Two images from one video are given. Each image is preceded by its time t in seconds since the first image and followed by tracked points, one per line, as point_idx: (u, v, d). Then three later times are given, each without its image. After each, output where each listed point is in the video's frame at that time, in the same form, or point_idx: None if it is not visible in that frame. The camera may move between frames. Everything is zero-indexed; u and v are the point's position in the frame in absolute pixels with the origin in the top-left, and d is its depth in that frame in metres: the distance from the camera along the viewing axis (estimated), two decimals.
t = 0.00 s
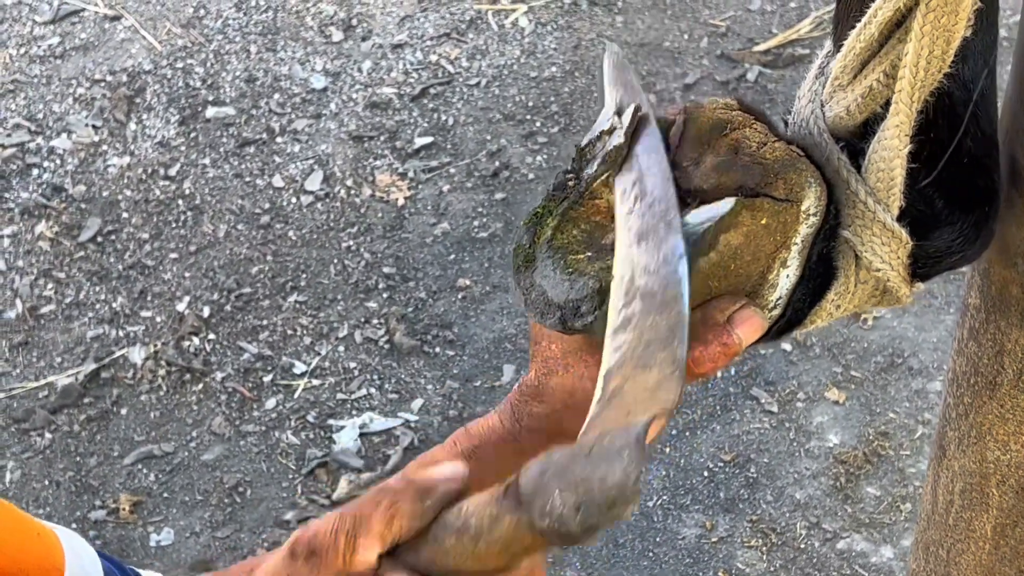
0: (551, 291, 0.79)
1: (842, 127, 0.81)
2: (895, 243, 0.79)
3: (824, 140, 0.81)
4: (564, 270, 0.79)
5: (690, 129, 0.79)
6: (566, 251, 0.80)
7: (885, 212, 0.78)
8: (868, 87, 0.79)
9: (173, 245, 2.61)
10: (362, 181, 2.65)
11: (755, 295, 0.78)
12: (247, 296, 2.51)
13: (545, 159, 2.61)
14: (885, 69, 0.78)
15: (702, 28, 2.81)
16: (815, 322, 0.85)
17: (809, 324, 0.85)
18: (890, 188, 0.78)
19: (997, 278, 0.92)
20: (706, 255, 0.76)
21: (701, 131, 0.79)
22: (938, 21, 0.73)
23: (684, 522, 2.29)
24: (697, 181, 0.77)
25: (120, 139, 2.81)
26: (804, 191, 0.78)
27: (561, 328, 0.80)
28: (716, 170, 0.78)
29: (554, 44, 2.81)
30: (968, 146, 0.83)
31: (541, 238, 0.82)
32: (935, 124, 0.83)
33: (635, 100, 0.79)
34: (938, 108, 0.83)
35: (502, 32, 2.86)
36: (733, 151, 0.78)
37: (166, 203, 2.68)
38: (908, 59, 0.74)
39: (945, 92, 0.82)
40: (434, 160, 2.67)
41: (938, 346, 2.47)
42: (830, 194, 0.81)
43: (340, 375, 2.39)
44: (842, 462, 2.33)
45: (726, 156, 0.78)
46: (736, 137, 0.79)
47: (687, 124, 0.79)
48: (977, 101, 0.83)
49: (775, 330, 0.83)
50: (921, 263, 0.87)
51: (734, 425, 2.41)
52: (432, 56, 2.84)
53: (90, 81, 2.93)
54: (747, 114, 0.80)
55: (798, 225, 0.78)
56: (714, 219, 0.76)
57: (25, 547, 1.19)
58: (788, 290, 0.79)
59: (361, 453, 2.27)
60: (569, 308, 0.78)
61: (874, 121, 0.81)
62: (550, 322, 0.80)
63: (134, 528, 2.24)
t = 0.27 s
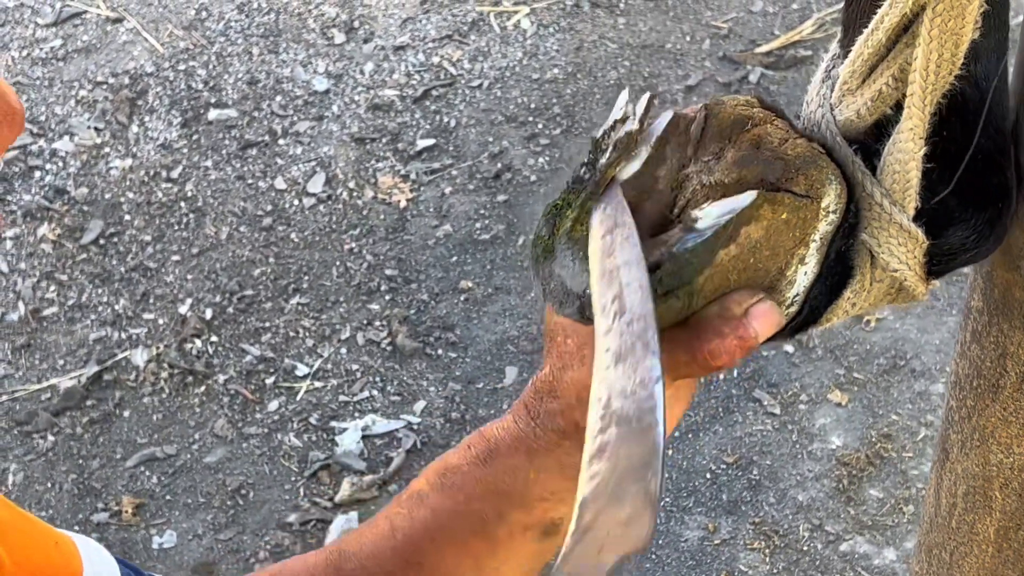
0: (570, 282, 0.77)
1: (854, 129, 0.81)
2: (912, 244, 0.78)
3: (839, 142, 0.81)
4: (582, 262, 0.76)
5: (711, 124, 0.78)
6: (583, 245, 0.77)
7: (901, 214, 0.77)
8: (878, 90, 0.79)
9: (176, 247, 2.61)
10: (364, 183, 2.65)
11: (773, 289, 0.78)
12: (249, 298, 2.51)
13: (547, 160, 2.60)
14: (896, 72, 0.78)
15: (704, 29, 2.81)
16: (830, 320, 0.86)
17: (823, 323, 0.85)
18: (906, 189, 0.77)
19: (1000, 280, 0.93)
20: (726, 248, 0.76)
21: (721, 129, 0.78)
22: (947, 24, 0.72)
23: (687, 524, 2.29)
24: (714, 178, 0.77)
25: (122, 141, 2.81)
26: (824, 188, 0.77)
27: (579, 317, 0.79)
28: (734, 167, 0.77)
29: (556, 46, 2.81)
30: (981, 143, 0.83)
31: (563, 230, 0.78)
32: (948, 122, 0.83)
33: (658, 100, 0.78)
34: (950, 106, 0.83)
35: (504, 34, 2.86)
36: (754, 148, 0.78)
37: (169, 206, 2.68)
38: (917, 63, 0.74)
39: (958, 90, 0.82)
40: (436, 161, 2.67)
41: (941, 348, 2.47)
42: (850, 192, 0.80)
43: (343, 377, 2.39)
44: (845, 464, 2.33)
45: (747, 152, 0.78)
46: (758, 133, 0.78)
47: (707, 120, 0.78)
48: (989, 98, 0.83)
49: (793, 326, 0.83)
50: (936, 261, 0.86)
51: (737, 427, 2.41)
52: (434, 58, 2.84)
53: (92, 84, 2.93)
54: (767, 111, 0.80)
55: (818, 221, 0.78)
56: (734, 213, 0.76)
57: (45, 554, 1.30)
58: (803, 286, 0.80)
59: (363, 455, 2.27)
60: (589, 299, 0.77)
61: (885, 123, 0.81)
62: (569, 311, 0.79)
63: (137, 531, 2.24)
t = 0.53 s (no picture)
0: (566, 279, 0.78)
1: (853, 127, 0.83)
2: (910, 242, 0.79)
3: (837, 139, 0.82)
4: (579, 258, 0.77)
5: (709, 122, 0.80)
6: (583, 240, 0.79)
7: (898, 212, 0.78)
8: (878, 88, 0.80)
9: (177, 247, 2.61)
10: (365, 183, 2.65)
11: (771, 287, 0.77)
12: (251, 298, 2.52)
13: (549, 160, 2.61)
14: (895, 70, 0.80)
15: (705, 29, 2.81)
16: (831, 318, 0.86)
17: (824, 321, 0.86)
18: (905, 187, 0.79)
19: (1001, 277, 0.95)
20: (721, 245, 0.74)
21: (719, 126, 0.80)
22: (946, 22, 0.73)
23: (688, 522, 2.29)
24: (712, 174, 0.78)
25: (124, 141, 2.80)
26: (820, 186, 0.78)
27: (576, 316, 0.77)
28: (733, 163, 0.79)
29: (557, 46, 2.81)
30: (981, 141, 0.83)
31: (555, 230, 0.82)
32: (947, 121, 0.83)
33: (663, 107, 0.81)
34: (950, 104, 0.83)
35: (505, 34, 2.86)
36: (751, 146, 0.79)
37: (170, 205, 2.68)
38: (916, 61, 0.75)
39: (957, 88, 0.82)
40: (438, 161, 2.67)
41: (942, 347, 2.47)
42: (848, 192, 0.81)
43: (344, 376, 2.39)
44: (846, 463, 2.33)
45: (744, 149, 0.79)
46: (755, 131, 0.80)
47: (706, 118, 0.80)
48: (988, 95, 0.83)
49: (790, 324, 0.82)
50: (938, 260, 0.86)
51: (739, 426, 2.41)
52: (435, 58, 2.84)
53: (93, 84, 2.92)
54: (766, 109, 0.82)
55: (814, 219, 0.78)
56: (730, 209, 0.75)
57: (4, 552, 1.19)
58: (800, 286, 0.79)
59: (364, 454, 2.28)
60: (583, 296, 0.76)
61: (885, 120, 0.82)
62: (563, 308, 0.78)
63: (139, 530, 2.24)
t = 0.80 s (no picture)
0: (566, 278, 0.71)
1: (853, 130, 0.83)
2: (909, 243, 0.80)
3: (836, 142, 0.81)
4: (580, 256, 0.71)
5: (711, 122, 0.78)
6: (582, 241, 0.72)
7: (901, 213, 0.79)
8: (876, 91, 0.81)
9: (179, 249, 2.61)
10: (367, 185, 2.66)
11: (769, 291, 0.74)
12: (253, 299, 2.52)
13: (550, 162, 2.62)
14: (893, 73, 0.81)
15: (706, 30, 2.82)
16: (830, 322, 0.84)
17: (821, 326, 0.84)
18: (904, 189, 0.79)
19: (999, 279, 0.97)
20: (723, 245, 0.71)
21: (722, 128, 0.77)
22: (945, 24, 0.75)
23: (689, 524, 2.30)
24: (712, 175, 0.75)
25: (125, 143, 2.80)
26: (822, 189, 0.76)
27: (575, 312, 0.72)
28: (734, 164, 0.76)
29: (559, 48, 2.81)
30: (980, 143, 0.84)
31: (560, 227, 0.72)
32: (947, 122, 0.84)
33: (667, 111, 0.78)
34: (949, 107, 0.84)
35: (507, 36, 2.86)
36: (754, 146, 0.77)
37: (172, 207, 2.68)
38: (915, 63, 0.76)
39: (957, 91, 0.83)
40: (439, 163, 2.68)
41: (942, 349, 2.47)
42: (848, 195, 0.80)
43: (346, 378, 2.40)
44: (846, 464, 2.34)
45: (746, 150, 0.77)
46: (757, 133, 0.78)
47: (709, 119, 0.78)
48: (986, 98, 0.85)
49: (789, 327, 0.81)
50: (935, 264, 0.86)
51: (739, 428, 2.41)
52: (437, 60, 2.84)
53: (96, 86, 2.92)
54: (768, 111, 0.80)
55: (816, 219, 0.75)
56: (732, 209, 0.72)
57: None
58: (801, 288, 0.77)
59: (366, 456, 2.29)
60: (585, 292, 0.71)
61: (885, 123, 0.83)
62: (564, 308, 0.72)
63: (141, 531, 2.25)
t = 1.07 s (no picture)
0: (566, 305, 0.77)
1: (854, 140, 0.81)
2: (909, 253, 0.79)
3: (837, 153, 0.81)
4: (577, 283, 0.77)
5: (703, 141, 0.81)
6: (579, 268, 0.78)
7: (901, 224, 0.78)
8: (877, 101, 0.78)
9: (180, 253, 2.61)
10: (368, 189, 2.66)
11: (767, 307, 0.81)
12: (254, 304, 2.53)
13: (551, 166, 2.63)
14: (894, 83, 0.77)
15: (707, 35, 2.82)
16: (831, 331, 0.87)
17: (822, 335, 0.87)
18: (906, 200, 0.78)
19: (999, 285, 0.95)
20: (718, 266, 0.77)
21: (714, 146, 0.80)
22: (945, 33, 0.71)
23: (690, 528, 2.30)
24: (706, 195, 0.80)
25: (127, 147, 2.79)
26: (816, 203, 0.79)
27: (575, 339, 0.78)
28: (726, 184, 0.80)
29: (560, 52, 2.81)
30: (982, 151, 0.83)
31: (556, 256, 0.79)
32: (947, 132, 0.84)
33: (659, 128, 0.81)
34: (949, 116, 0.83)
35: (508, 40, 2.86)
36: (745, 166, 0.80)
37: (174, 211, 2.68)
38: (916, 73, 0.73)
39: (958, 100, 0.83)
40: (441, 167, 2.68)
41: (943, 352, 2.47)
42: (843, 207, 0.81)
43: (347, 382, 2.41)
44: (848, 468, 2.34)
45: (738, 170, 0.80)
46: (748, 151, 0.81)
47: (701, 137, 0.81)
48: (988, 105, 0.83)
49: (791, 338, 0.84)
50: (936, 270, 0.87)
51: (740, 431, 2.41)
52: (438, 64, 2.84)
53: (97, 90, 2.91)
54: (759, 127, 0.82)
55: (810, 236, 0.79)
56: (725, 231, 0.78)
57: None
58: (800, 302, 0.81)
59: (368, 460, 2.29)
60: (583, 320, 0.77)
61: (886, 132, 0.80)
62: (565, 334, 0.79)
63: (142, 535, 2.25)
